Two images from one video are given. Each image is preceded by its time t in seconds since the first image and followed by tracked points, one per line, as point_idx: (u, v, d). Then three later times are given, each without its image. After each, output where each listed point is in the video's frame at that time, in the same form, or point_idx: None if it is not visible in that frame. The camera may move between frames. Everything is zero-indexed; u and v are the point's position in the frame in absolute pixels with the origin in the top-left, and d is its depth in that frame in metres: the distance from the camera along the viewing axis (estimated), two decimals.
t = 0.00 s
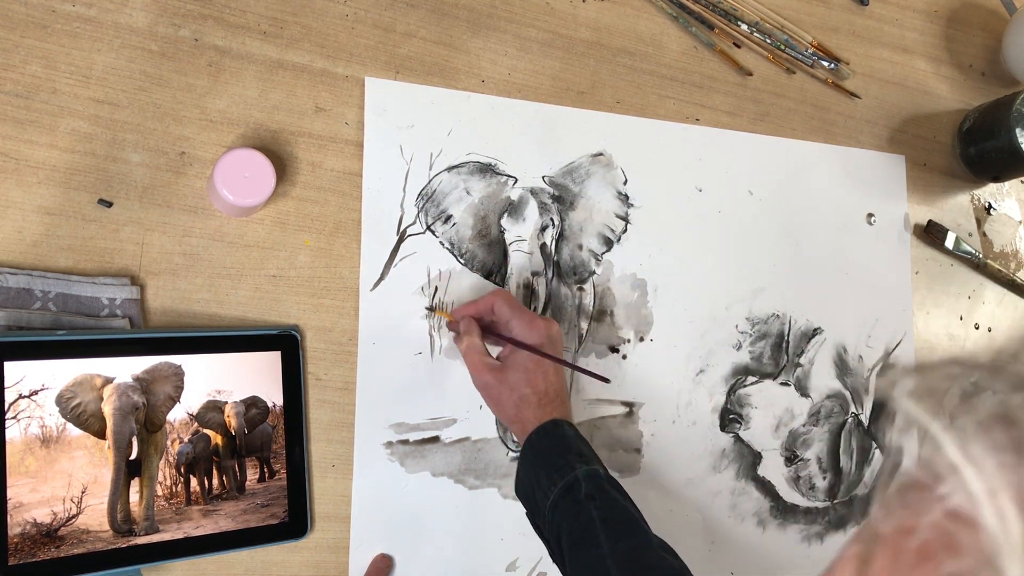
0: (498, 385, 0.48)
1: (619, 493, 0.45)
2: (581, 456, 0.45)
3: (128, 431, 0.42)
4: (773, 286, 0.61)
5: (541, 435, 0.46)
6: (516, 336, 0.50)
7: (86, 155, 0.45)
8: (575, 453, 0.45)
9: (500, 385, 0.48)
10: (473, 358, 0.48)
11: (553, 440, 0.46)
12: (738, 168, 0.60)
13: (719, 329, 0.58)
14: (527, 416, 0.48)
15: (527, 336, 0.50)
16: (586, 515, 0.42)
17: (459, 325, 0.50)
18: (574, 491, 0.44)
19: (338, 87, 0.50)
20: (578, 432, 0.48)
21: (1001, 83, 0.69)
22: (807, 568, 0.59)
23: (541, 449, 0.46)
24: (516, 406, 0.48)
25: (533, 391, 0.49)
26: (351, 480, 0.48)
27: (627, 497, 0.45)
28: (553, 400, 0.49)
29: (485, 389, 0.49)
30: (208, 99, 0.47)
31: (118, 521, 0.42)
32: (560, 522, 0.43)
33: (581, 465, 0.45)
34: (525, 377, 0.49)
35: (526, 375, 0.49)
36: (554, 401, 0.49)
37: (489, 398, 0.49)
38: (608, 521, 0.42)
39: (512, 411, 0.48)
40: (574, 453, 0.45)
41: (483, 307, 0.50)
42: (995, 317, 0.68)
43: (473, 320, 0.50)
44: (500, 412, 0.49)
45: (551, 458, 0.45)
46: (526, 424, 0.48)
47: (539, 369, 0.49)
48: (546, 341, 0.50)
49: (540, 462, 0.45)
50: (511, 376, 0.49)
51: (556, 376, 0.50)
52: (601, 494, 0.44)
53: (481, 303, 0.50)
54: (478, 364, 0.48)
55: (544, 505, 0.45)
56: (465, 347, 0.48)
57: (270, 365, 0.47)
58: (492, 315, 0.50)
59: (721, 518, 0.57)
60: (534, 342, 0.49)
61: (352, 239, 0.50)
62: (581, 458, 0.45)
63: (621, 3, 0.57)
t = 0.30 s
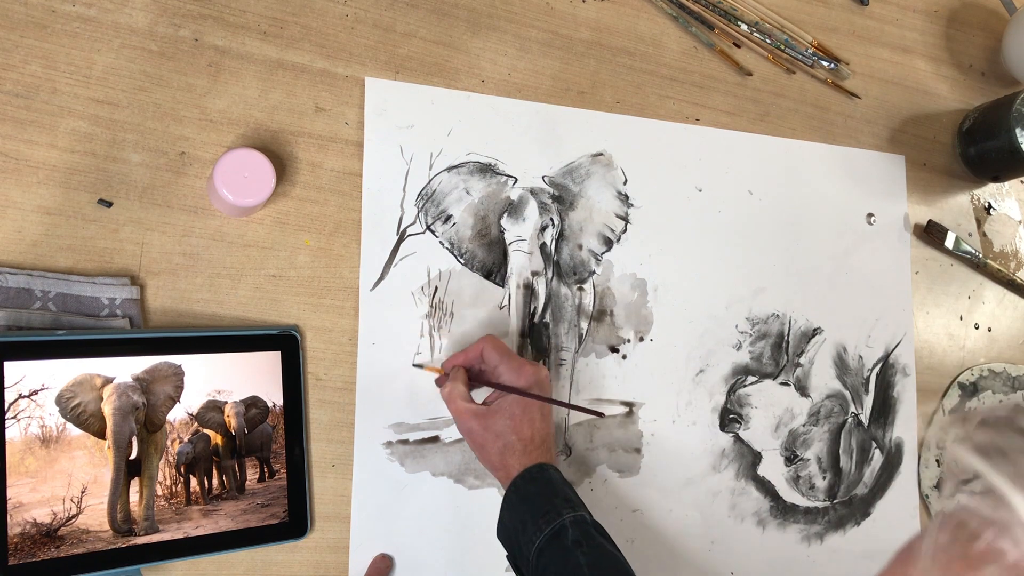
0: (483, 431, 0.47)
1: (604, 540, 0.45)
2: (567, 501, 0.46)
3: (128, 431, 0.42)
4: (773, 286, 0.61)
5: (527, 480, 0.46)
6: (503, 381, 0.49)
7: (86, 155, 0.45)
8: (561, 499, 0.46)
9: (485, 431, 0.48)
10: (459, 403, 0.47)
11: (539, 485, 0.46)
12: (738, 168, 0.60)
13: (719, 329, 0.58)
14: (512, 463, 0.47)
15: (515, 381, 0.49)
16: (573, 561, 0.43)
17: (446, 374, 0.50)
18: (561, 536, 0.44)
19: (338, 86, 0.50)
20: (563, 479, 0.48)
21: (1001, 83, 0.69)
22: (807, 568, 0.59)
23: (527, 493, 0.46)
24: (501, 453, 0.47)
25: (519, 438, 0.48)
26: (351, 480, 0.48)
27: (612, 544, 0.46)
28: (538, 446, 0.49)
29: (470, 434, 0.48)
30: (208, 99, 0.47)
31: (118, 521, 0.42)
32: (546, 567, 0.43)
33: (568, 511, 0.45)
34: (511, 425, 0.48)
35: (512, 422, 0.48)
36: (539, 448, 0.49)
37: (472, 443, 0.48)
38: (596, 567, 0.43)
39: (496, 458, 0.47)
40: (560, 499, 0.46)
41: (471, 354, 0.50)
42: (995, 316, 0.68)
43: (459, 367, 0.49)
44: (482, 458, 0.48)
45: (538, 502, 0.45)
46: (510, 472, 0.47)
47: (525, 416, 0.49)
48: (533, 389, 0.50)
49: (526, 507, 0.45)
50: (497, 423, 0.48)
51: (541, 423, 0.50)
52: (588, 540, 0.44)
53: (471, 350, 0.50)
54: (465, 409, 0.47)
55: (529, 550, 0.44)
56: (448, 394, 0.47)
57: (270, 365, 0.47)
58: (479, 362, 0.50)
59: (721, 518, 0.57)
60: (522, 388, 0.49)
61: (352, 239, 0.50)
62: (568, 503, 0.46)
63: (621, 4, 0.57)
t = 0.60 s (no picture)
0: (488, 448, 0.49)
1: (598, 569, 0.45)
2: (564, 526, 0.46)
3: (128, 431, 0.42)
4: (773, 285, 0.61)
5: (524, 503, 0.46)
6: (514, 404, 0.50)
7: (86, 155, 0.45)
8: (559, 524, 0.46)
9: (491, 449, 0.49)
10: (466, 419, 0.48)
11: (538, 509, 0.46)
12: (738, 168, 0.60)
13: (719, 329, 0.58)
14: (510, 484, 0.48)
15: (526, 406, 0.50)
16: None
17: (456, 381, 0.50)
18: (557, 562, 0.44)
19: (338, 86, 0.50)
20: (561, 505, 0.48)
21: (1001, 83, 0.69)
22: (808, 568, 0.59)
23: (524, 516, 0.46)
24: (501, 472, 0.48)
25: (521, 461, 0.48)
26: (351, 480, 0.48)
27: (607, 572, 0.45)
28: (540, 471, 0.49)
29: (474, 450, 0.49)
30: (208, 99, 0.47)
31: (118, 521, 0.42)
32: None
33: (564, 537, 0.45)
34: (515, 447, 0.49)
35: (517, 445, 0.49)
36: (539, 474, 0.49)
37: (476, 460, 0.49)
38: None
39: (495, 476, 0.48)
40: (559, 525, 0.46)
41: (485, 370, 0.50)
42: (995, 316, 0.68)
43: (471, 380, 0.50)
44: (483, 475, 0.49)
45: (534, 526, 0.45)
46: (506, 492, 0.48)
47: (530, 441, 0.49)
48: (541, 414, 0.50)
49: (522, 531, 0.45)
50: (503, 444, 0.49)
51: (546, 450, 0.50)
52: (584, 569, 0.44)
53: (485, 366, 0.50)
54: (472, 426, 0.48)
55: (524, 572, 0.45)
56: (458, 408, 0.48)
57: (270, 365, 0.47)
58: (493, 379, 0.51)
59: (721, 518, 0.57)
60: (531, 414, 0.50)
61: (352, 239, 0.50)
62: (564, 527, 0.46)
63: (621, 3, 0.57)
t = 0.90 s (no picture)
0: (524, 420, 0.52)
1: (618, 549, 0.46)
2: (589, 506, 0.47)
3: (128, 431, 0.42)
4: (773, 285, 0.61)
5: (551, 481, 0.48)
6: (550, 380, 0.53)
7: (86, 155, 0.45)
8: (584, 506, 0.47)
9: (525, 422, 0.52)
10: (506, 389, 0.52)
11: (565, 490, 0.48)
12: (738, 168, 0.60)
13: (719, 329, 0.58)
14: (542, 459, 0.51)
15: (563, 385, 0.53)
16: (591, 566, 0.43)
17: (495, 349, 0.52)
18: (580, 542, 0.45)
19: (338, 86, 0.50)
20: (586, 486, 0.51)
21: (1001, 83, 0.69)
22: (807, 569, 0.59)
23: (551, 496, 0.47)
24: (535, 445, 0.51)
25: (554, 436, 0.52)
26: (351, 480, 0.48)
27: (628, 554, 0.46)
28: (567, 451, 0.52)
29: (508, 421, 0.52)
30: (208, 99, 0.47)
31: (118, 521, 0.42)
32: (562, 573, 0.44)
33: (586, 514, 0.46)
34: (551, 422, 0.52)
35: (551, 422, 0.52)
36: (568, 452, 0.52)
37: (507, 430, 0.52)
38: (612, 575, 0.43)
39: (527, 450, 0.51)
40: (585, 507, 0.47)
41: (524, 341, 0.52)
42: (995, 316, 0.68)
43: (513, 350, 0.52)
44: (512, 447, 0.52)
45: (560, 506, 0.47)
46: (539, 466, 0.51)
47: (564, 417, 0.53)
48: (575, 395, 0.53)
49: (548, 509, 0.47)
50: (537, 417, 0.52)
51: (575, 431, 0.53)
52: (607, 550, 0.45)
53: (527, 338, 0.52)
54: (511, 396, 0.52)
55: (546, 554, 0.45)
56: (501, 378, 0.52)
57: (270, 365, 0.47)
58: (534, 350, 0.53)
59: (721, 518, 0.57)
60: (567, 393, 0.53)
61: (352, 239, 0.50)
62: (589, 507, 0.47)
63: (621, 4, 0.57)
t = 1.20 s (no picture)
0: (546, 394, 0.49)
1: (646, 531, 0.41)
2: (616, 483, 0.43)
3: (128, 431, 0.42)
4: (773, 285, 0.61)
5: (576, 458, 0.43)
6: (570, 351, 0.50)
7: (86, 155, 0.45)
8: (608, 482, 0.42)
9: (548, 394, 0.49)
10: (522, 365, 0.49)
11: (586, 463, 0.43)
12: (738, 167, 0.60)
13: (719, 329, 0.58)
14: (567, 430, 0.47)
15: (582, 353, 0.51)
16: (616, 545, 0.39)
17: (501, 332, 0.51)
18: (603, 519, 0.40)
19: (338, 87, 0.50)
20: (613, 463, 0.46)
21: (1001, 83, 0.69)
22: (807, 569, 0.59)
23: (575, 470, 0.43)
24: (558, 417, 0.48)
25: (578, 406, 0.48)
26: (351, 479, 0.48)
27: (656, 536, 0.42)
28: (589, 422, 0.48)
29: (533, 396, 0.49)
30: (208, 99, 0.47)
31: (118, 521, 0.42)
32: (585, 550, 0.40)
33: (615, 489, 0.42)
34: (572, 393, 0.49)
35: (573, 392, 0.49)
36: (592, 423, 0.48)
37: (532, 406, 0.49)
38: (636, 557, 0.39)
39: (552, 423, 0.47)
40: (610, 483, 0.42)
41: (534, 322, 0.51)
42: (995, 317, 0.68)
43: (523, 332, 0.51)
44: (537, 422, 0.48)
45: (585, 481, 0.42)
46: (564, 438, 0.46)
47: (587, 387, 0.50)
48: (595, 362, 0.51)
49: (570, 482, 0.42)
50: (562, 389, 0.49)
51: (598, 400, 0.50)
52: (632, 528, 0.40)
53: (535, 317, 0.51)
54: (530, 371, 0.49)
55: (569, 529, 0.41)
56: (514, 355, 0.49)
57: (271, 365, 0.47)
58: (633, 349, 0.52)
59: (721, 518, 0.57)
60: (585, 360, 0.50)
61: (352, 239, 0.50)
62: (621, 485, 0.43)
63: (621, 4, 0.57)
